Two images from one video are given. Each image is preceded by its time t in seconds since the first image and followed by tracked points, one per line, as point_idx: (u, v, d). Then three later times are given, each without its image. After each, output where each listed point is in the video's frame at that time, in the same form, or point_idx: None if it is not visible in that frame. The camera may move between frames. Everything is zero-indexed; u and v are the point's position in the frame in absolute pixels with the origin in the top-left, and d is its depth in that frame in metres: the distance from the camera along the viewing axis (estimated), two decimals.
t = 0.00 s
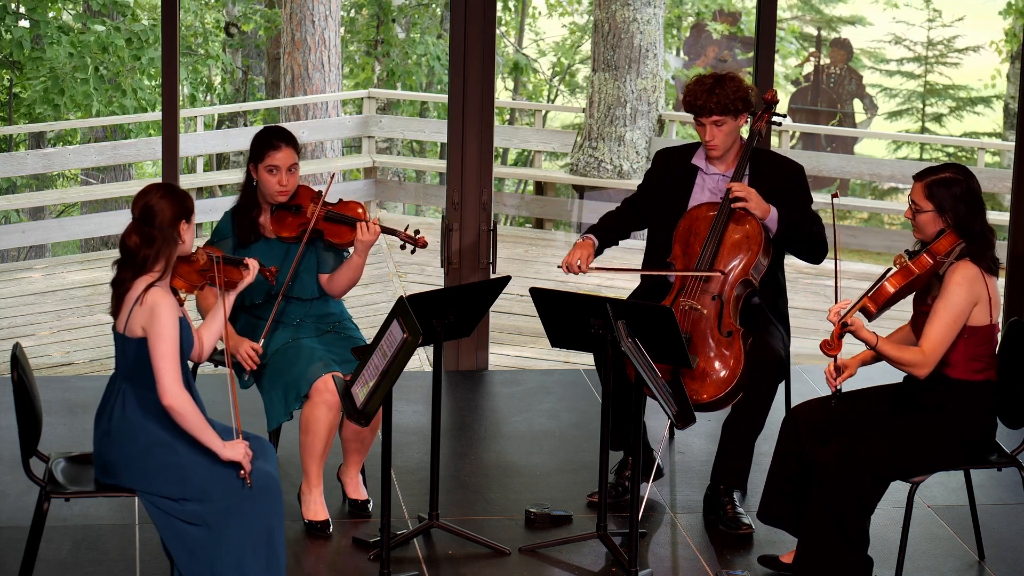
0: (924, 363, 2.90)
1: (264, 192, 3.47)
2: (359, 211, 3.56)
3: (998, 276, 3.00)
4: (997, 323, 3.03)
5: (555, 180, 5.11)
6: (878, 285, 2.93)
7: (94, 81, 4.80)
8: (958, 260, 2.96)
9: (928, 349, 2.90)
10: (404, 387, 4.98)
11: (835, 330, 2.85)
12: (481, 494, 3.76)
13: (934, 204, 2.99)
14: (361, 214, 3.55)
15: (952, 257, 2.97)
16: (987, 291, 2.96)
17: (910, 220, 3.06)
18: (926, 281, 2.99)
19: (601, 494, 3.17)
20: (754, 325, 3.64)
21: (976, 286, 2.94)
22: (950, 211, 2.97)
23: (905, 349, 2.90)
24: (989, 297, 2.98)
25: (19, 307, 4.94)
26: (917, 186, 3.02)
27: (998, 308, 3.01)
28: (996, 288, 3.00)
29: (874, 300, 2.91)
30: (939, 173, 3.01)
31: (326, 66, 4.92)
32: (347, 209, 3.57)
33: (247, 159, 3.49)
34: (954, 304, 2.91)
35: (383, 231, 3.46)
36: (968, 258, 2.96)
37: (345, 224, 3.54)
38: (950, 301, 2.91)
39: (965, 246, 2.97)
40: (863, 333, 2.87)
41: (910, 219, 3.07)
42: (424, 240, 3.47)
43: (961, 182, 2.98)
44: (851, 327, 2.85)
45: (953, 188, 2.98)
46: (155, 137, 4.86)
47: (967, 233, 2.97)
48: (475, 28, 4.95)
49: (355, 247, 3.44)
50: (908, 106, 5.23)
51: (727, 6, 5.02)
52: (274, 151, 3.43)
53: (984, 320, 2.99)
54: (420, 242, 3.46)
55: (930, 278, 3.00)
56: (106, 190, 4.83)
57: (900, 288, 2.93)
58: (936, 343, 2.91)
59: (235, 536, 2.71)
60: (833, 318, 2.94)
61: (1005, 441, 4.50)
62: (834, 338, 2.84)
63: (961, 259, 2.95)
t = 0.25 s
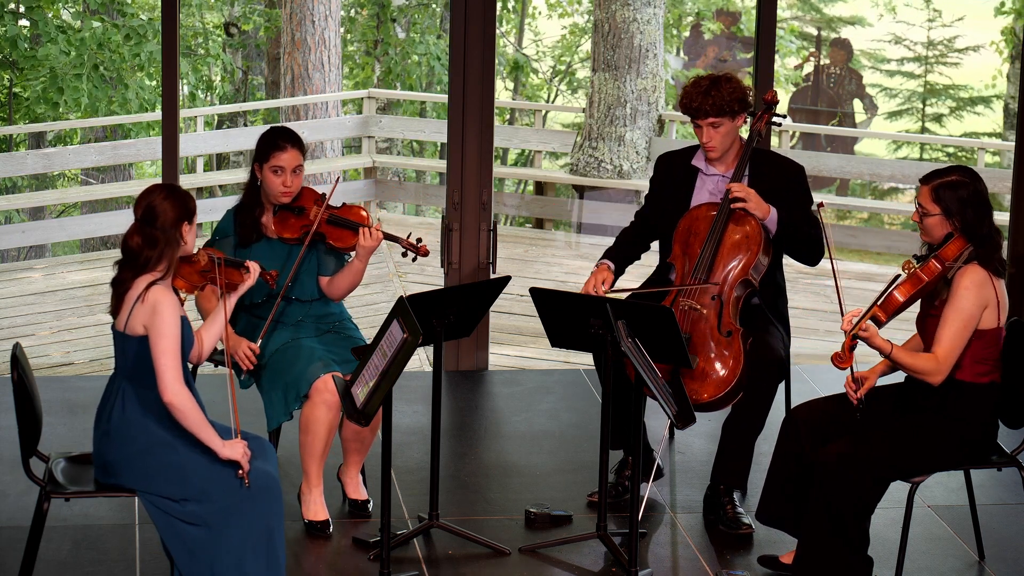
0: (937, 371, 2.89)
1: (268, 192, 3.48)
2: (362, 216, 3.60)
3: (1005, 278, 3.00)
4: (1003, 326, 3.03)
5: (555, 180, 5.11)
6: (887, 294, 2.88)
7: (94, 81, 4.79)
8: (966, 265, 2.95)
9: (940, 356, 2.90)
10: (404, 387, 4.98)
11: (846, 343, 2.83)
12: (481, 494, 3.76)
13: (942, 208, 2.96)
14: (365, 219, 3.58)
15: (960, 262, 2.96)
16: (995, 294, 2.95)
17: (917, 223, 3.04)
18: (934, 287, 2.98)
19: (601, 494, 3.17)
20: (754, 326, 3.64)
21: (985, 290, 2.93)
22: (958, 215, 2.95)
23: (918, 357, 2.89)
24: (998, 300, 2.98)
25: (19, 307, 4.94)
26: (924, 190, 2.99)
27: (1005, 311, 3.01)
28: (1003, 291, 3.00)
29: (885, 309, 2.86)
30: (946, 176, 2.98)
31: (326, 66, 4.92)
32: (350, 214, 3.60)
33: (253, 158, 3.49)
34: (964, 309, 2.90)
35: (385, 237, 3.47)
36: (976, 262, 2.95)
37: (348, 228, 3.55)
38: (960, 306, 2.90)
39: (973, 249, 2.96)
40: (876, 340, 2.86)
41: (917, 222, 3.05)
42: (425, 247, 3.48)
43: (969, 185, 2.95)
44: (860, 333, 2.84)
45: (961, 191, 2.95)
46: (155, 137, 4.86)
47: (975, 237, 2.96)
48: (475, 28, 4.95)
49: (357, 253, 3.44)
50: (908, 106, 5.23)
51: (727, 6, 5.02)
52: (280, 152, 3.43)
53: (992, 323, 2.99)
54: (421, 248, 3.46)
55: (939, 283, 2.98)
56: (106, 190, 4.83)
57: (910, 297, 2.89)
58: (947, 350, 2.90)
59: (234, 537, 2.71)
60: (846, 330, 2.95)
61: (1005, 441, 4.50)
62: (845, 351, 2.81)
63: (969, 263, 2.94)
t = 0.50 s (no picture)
0: (948, 376, 2.88)
1: (273, 191, 3.47)
2: (367, 220, 3.52)
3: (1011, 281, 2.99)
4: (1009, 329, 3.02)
5: (555, 180, 5.11)
6: (895, 301, 2.87)
7: (94, 81, 4.79)
8: (973, 268, 2.93)
9: (951, 361, 2.89)
10: (404, 387, 4.98)
11: (857, 351, 2.82)
12: (481, 494, 3.76)
13: (949, 211, 2.94)
14: (371, 224, 3.50)
15: (967, 265, 2.94)
16: (1002, 297, 2.94)
17: (923, 225, 3.02)
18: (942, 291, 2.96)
19: (601, 494, 3.17)
20: (753, 326, 3.64)
21: (992, 293, 2.91)
22: (964, 218, 2.93)
23: (929, 363, 2.88)
24: (1004, 303, 2.96)
25: (19, 307, 4.94)
26: (930, 193, 2.97)
27: (1010, 313, 3.00)
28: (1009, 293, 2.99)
29: (891, 314, 2.86)
30: (952, 179, 2.96)
31: (326, 66, 4.92)
32: (355, 217, 3.52)
33: (261, 156, 3.47)
34: (973, 313, 2.88)
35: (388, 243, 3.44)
36: (983, 265, 2.93)
37: (351, 231, 3.50)
38: (968, 310, 2.88)
39: (980, 252, 2.95)
40: (891, 344, 2.84)
41: (923, 225, 3.03)
42: (429, 256, 3.44)
43: (974, 187, 2.94)
44: (874, 336, 2.81)
45: (967, 194, 2.93)
46: (155, 137, 4.86)
47: (981, 239, 2.94)
48: (475, 28, 4.95)
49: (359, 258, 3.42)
50: (908, 106, 5.23)
51: (727, 6, 5.02)
52: (287, 152, 3.41)
53: (999, 326, 2.98)
54: (424, 257, 3.43)
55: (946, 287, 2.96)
56: (107, 190, 4.83)
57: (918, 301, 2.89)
58: (958, 355, 2.89)
59: (234, 538, 2.72)
60: (858, 332, 2.94)
61: (1005, 441, 4.50)
62: (855, 361, 2.81)
63: (976, 266, 2.93)
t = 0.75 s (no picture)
0: (956, 382, 2.88)
1: (284, 189, 3.47)
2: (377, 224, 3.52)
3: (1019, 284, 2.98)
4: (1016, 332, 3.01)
5: (555, 180, 5.11)
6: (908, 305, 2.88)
7: (94, 81, 4.79)
8: (982, 271, 2.92)
9: (959, 367, 2.88)
10: (404, 387, 4.98)
11: (868, 359, 2.82)
12: (481, 494, 3.76)
13: (957, 213, 2.94)
14: (381, 229, 3.51)
15: (976, 268, 2.93)
16: (1010, 301, 2.93)
17: (931, 228, 3.01)
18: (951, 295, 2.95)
19: (601, 494, 3.17)
20: (752, 327, 3.64)
21: (1000, 297, 2.90)
22: (973, 220, 2.93)
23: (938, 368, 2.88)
24: (1012, 307, 2.95)
25: (19, 307, 4.94)
26: (938, 195, 2.97)
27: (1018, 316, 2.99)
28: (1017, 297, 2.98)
29: (902, 318, 2.85)
30: (960, 181, 2.95)
31: (326, 66, 4.92)
32: (366, 221, 3.53)
33: (275, 152, 3.47)
34: (981, 317, 2.87)
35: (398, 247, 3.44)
36: (992, 269, 2.92)
37: (361, 234, 3.50)
38: (977, 314, 2.88)
39: (988, 256, 2.93)
40: (902, 349, 2.83)
41: (931, 227, 3.02)
42: (437, 263, 3.44)
43: (983, 190, 2.93)
44: (885, 341, 2.81)
45: (975, 197, 2.92)
46: (155, 137, 4.86)
47: (990, 243, 2.93)
48: (475, 29, 4.95)
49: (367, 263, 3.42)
50: (908, 106, 5.23)
51: (727, 6, 5.02)
52: (302, 150, 3.41)
53: (1006, 329, 2.97)
54: (432, 264, 3.42)
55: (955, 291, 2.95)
56: (107, 190, 4.83)
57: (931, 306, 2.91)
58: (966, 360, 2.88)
59: (233, 539, 2.72)
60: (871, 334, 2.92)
61: (1005, 441, 4.50)
62: (866, 368, 2.82)
63: (985, 269, 2.91)
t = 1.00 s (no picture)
0: (961, 385, 2.87)
1: (302, 186, 3.47)
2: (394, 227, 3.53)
3: None
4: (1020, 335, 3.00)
5: (555, 180, 5.11)
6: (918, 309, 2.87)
7: (94, 81, 4.79)
8: (988, 274, 2.91)
9: (964, 370, 2.87)
10: (404, 387, 4.98)
11: (878, 366, 2.83)
12: (481, 494, 3.76)
13: (963, 215, 2.94)
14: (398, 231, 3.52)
15: (983, 272, 2.92)
16: (1015, 304, 2.92)
17: (937, 230, 3.02)
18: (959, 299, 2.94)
19: (601, 494, 3.17)
20: (750, 327, 3.64)
21: (1006, 300, 2.89)
22: (979, 222, 2.93)
23: (942, 371, 2.87)
24: (1017, 310, 2.94)
25: (19, 307, 4.94)
26: (943, 197, 2.97)
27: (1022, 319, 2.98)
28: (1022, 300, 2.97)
29: (911, 324, 2.85)
30: (966, 183, 2.95)
31: (326, 66, 4.92)
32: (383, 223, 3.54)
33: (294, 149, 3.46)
34: (987, 320, 2.86)
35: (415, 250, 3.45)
36: (998, 272, 2.91)
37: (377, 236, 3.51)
38: (983, 317, 2.86)
39: (995, 259, 2.93)
40: (909, 352, 2.81)
41: (936, 229, 3.02)
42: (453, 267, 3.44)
43: (988, 192, 2.94)
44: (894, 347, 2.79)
45: (981, 199, 2.93)
46: (155, 137, 4.85)
47: (996, 245, 2.93)
48: (475, 29, 4.95)
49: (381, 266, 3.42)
50: (908, 106, 5.23)
51: (727, 6, 5.02)
52: (322, 150, 3.40)
53: (1011, 332, 2.96)
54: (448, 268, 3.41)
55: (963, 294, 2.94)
56: (107, 190, 4.83)
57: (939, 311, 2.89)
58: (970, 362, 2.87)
59: (232, 539, 2.72)
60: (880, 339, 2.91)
61: (1005, 441, 4.50)
62: (876, 375, 2.84)
63: (992, 272, 2.90)
